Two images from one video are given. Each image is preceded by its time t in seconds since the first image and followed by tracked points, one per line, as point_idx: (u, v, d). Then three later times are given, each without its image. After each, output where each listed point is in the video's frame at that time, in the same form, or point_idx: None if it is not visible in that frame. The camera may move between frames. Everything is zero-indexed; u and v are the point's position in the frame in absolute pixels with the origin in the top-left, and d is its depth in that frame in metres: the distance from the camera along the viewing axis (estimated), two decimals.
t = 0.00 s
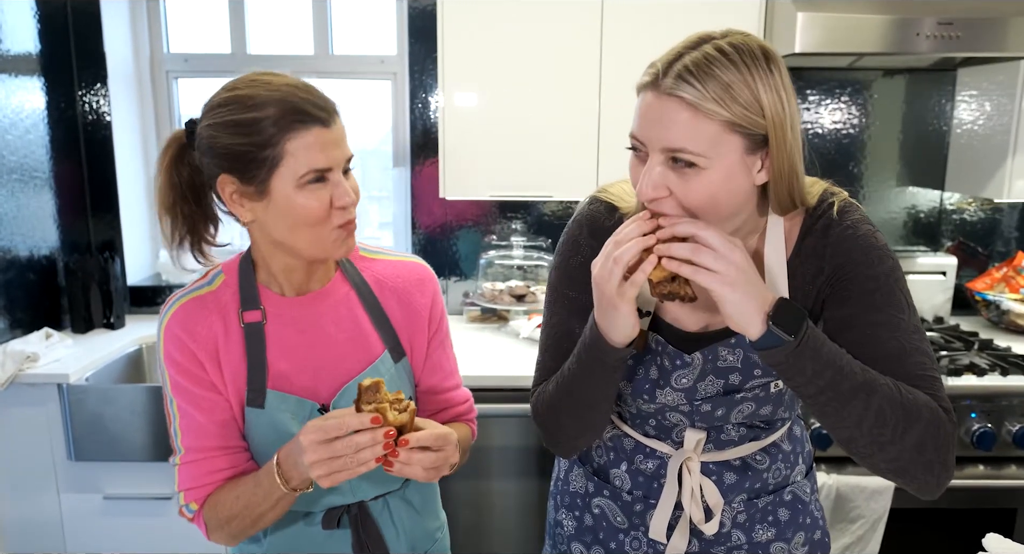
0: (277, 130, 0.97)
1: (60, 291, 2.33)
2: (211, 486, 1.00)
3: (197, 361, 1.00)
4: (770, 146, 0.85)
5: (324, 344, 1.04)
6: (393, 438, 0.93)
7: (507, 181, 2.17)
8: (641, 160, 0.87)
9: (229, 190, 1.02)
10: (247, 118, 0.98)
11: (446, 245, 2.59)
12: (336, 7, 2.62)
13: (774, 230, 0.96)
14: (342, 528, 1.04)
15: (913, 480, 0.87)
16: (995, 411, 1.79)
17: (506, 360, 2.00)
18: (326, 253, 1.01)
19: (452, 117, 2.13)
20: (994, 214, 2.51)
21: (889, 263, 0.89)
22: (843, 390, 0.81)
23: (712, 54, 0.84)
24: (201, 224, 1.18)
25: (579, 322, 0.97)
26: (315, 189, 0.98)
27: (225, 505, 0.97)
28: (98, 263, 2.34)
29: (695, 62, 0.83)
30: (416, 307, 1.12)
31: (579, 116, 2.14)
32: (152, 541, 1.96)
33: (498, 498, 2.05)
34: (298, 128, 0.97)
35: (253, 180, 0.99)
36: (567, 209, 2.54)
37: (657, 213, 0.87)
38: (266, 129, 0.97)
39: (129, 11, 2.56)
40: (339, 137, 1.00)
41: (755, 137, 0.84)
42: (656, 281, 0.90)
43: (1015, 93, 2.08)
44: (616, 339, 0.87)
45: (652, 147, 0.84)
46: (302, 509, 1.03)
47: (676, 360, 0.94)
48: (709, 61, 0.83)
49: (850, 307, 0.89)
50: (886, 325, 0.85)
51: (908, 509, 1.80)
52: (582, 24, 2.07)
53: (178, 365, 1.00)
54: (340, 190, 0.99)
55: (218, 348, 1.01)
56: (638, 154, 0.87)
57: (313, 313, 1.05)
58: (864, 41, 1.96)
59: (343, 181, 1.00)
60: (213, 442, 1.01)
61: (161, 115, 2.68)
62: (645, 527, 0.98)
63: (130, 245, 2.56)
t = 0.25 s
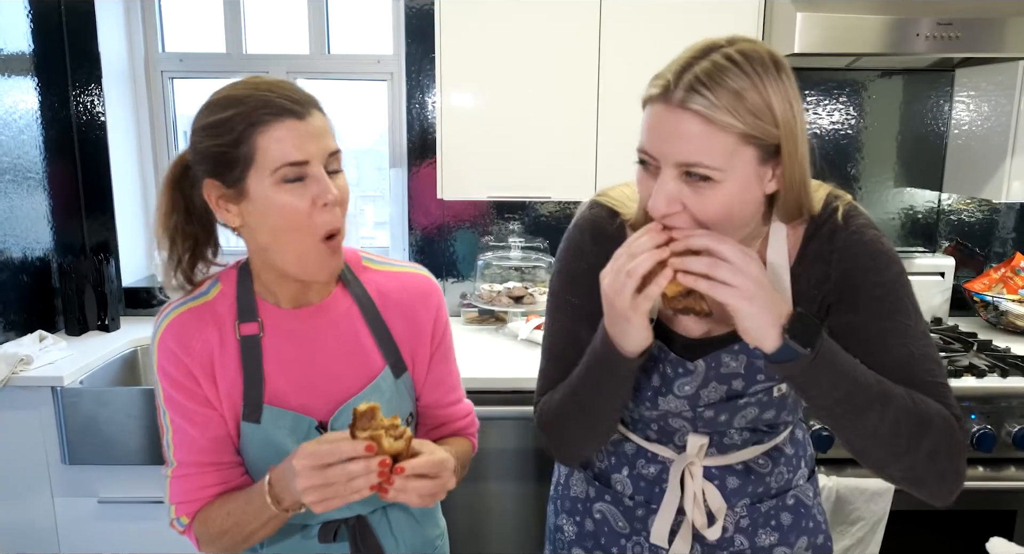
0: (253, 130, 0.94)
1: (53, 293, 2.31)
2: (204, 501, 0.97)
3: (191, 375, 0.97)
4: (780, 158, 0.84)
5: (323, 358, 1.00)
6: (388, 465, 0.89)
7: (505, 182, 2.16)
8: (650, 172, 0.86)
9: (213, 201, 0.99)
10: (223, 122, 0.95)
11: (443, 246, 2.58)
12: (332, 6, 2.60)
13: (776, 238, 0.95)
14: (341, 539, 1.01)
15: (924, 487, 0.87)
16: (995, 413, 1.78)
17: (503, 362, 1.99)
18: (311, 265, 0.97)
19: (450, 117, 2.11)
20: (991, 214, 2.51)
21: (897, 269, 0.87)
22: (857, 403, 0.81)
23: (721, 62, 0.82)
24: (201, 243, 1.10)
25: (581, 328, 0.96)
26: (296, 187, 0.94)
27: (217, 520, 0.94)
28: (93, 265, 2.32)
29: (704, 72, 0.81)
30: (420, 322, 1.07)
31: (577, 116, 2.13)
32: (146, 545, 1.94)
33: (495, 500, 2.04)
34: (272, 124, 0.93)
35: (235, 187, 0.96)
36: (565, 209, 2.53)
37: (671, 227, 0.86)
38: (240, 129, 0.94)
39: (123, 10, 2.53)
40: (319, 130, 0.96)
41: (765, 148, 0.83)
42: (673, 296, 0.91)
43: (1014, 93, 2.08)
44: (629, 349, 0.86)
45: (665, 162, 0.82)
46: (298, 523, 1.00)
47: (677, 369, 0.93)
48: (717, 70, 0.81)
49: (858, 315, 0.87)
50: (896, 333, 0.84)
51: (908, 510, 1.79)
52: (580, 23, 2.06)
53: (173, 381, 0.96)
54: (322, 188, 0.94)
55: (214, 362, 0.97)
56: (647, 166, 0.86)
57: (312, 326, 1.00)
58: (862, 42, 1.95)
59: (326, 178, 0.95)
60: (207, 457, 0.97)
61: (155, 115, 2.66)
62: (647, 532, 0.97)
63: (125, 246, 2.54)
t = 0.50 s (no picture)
0: (238, 137, 0.91)
1: (52, 293, 2.30)
2: (207, 505, 0.95)
3: (198, 379, 0.95)
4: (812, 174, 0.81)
5: (330, 365, 0.98)
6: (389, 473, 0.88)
7: (506, 184, 2.16)
8: (677, 195, 0.82)
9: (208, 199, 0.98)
10: (215, 125, 0.93)
11: (443, 247, 2.57)
12: (332, 7, 2.60)
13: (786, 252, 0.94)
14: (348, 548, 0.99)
15: (957, 498, 0.87)
16: (999, 414, 1.78)
17: (506, 364, 1.99)
18: (293, 274, 0.94)
19: (451, 118, 2.10)
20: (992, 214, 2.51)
21: (909, 275, 0.86)
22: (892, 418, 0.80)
23: (756, 76, 0.77)
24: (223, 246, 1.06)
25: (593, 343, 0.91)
26: (277, 198, 0.91)
27: (220, 525, 0.93)
28: (92, 265, 2.29)
29: (741, 88, 0.76)
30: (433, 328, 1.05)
31: (579, 117, 2.12)
32: (147, 548, 1.93)
33: (497, 502, 2.03)
34: (257, 132, 0.90)
35: (224, 187, 0.95)
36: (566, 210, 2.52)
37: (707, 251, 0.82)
38: (226, 135, 0.92)
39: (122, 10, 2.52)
40: (308, 140, 0.92)
41: (800, 165, 0.80)
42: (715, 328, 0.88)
43: (1016, 93, 2.07)
44: (659, 374, 0.82)
45: (703, 186, 0.78)
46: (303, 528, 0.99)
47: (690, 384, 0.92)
48: (753, 86, 0.76)
49: (876, 325, 0.86)
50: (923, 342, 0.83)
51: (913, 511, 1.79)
52: (582, 24, 2.05)
53: (180, 385, 0.94)
54: (304, 201, 0.91)
55: (223, 364, 0.95)
56: (675, 189, 0.81)
57: (321, 332, 0.98)
58: (864, 42, 1.95)
59: (311, 192, 0.91)
60: (213, 461, 0.95)
61: (154, 115, 2.65)
62: (653, 538, 0.97)
63: (125, 247, 2.53)
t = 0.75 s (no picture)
0: (256, 128, 0.94)
1: (53, 292, 2.29)
2: (217, 497, 0.94)
3: (215, 369, 0.94)
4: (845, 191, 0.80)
5: (345, 362, 0.98)
6: (402, 460, 0.87)
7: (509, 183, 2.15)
8: (712, 224, 0.78)
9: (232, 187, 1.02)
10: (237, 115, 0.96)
11: (444, 246, 2.57)
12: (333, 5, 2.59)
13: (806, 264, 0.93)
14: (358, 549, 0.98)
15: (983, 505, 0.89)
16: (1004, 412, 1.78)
17: (509, 363, 1.98)
18: (305, 259, 0.94)
19: (454, 116, 2.10)
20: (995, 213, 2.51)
21: (933, 283, 0.89)
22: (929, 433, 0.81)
23: (791, 99, 0.74)
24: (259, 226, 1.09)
25: (607, 350, 0.90)
26: (289, 187, 0.93)
27: (229, 518, 0.91)
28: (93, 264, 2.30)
29: (778, 114, 0.74)
30: (451, 329, 1.05)
31: (582, 116, 2.11)
32: (149, 548, 1.92)
33: (500, 502, 2.02)
34: (273, 123, 0.93)
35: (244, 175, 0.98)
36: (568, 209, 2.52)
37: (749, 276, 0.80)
38: (246, 125, 0.94)
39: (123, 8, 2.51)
40: (324, 132, 0.94)
41: (836, 186, 0.78)
42: (759, 357, 0.86)
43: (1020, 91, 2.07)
44: (691, 394, 0.81)
45: (743, 219, 0.75)
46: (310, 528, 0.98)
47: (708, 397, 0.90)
48: (789, 111, 0.74)
49: (903, 334, 0.88)
50: (948, 357, 0.85)
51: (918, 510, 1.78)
52: (586, 22, 2.05)
53: (196, 374, 0.94)
54: (315, 191, 0.92)
55: (240, 354, 0.95)
56: (710, 219, 0.78)
57: (338, 326, 0.98)
58: (867, 40, 1.95)
59: (321, 183, 0.93)
60: (225, 453, 0.95)
61: (155, 114, 2.64)
62: (664, 541, 0.96)
63: (126, 246, 2.52)
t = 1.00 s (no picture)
0: (274, 115, 0.96)
1: (54, 290, 2.29)
2: (226, 476, 0.95)
3: (230, 348, 0.95)
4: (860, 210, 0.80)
5: (357, 346, 0.99)
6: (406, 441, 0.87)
7: (510, 181, 2.15)
8: (729, 252, 0.78)
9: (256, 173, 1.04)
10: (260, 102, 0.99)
11: (445, 244, 2.57)
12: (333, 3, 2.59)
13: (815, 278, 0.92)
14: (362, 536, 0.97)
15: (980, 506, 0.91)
16: (1004, 408, 1.79)
17: (510, 360, 1.98)
18: (320, 240, 0.96)
19: (455, 114, 2.10)
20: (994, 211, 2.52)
21: (938, 290, 0.90)
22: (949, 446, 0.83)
23: (810, 125, 0.74)
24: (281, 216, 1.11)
25: (616, 358, 0.90)
26: (304, 166, 0.95)
27: (237, 496, 0.92)
28: (94, 263, 2.36)
29: (797, 145, 0.73)
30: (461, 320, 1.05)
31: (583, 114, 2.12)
32: (151, 545, 1.92)
33: (501, 499, 2.03)
34: (289, 105, 0.95)
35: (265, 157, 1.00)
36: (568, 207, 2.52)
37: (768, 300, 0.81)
38: (266, 108, 0.97)
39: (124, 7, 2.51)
40: (339, 111, 0.96)
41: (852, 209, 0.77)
42: (771, 388, 0.86)
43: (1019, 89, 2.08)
44: (701, 413, 0.82)
45: (762, 250, 0.75)
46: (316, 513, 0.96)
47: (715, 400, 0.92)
48: (808, 140, 0.73)
49: (907, 340, 0.90)
50: (954, 369, 0.88)
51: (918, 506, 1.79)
52: (587, 20, 2.05)
53: (211, 352, 0.95)
54: (330, 168, 0.94)
55: (254, 334, 0.96)
56: (727, 248, 0.78)
57: (350, 310, 0.99)
58: (867, 38, 1.95)
59: (336, 160, 0.95)
60: (235, 431, 0.95)
61: (156, 113, 2.64)
62: (667, 536, 0.97)
63: (127, 244, 2.52)
